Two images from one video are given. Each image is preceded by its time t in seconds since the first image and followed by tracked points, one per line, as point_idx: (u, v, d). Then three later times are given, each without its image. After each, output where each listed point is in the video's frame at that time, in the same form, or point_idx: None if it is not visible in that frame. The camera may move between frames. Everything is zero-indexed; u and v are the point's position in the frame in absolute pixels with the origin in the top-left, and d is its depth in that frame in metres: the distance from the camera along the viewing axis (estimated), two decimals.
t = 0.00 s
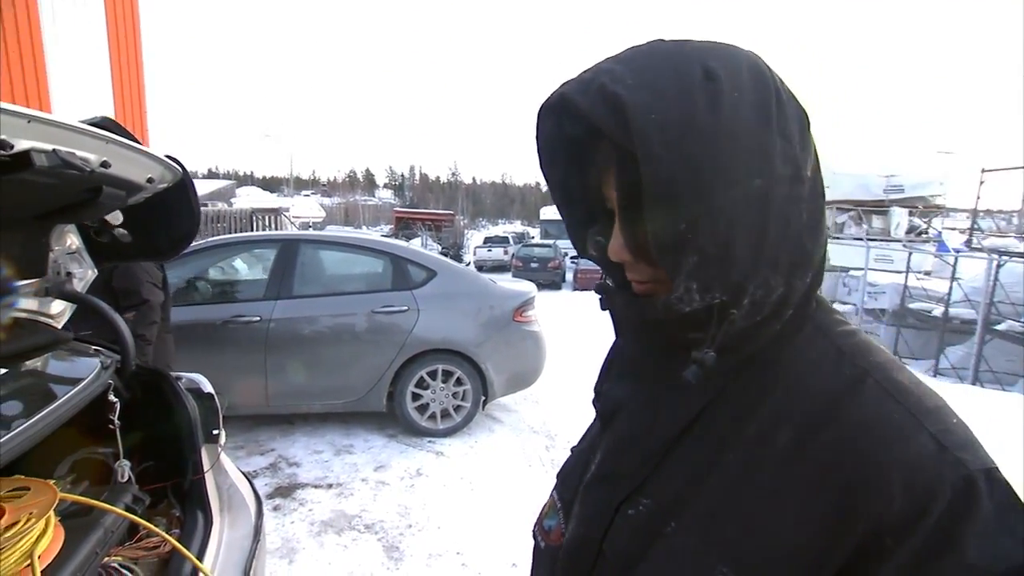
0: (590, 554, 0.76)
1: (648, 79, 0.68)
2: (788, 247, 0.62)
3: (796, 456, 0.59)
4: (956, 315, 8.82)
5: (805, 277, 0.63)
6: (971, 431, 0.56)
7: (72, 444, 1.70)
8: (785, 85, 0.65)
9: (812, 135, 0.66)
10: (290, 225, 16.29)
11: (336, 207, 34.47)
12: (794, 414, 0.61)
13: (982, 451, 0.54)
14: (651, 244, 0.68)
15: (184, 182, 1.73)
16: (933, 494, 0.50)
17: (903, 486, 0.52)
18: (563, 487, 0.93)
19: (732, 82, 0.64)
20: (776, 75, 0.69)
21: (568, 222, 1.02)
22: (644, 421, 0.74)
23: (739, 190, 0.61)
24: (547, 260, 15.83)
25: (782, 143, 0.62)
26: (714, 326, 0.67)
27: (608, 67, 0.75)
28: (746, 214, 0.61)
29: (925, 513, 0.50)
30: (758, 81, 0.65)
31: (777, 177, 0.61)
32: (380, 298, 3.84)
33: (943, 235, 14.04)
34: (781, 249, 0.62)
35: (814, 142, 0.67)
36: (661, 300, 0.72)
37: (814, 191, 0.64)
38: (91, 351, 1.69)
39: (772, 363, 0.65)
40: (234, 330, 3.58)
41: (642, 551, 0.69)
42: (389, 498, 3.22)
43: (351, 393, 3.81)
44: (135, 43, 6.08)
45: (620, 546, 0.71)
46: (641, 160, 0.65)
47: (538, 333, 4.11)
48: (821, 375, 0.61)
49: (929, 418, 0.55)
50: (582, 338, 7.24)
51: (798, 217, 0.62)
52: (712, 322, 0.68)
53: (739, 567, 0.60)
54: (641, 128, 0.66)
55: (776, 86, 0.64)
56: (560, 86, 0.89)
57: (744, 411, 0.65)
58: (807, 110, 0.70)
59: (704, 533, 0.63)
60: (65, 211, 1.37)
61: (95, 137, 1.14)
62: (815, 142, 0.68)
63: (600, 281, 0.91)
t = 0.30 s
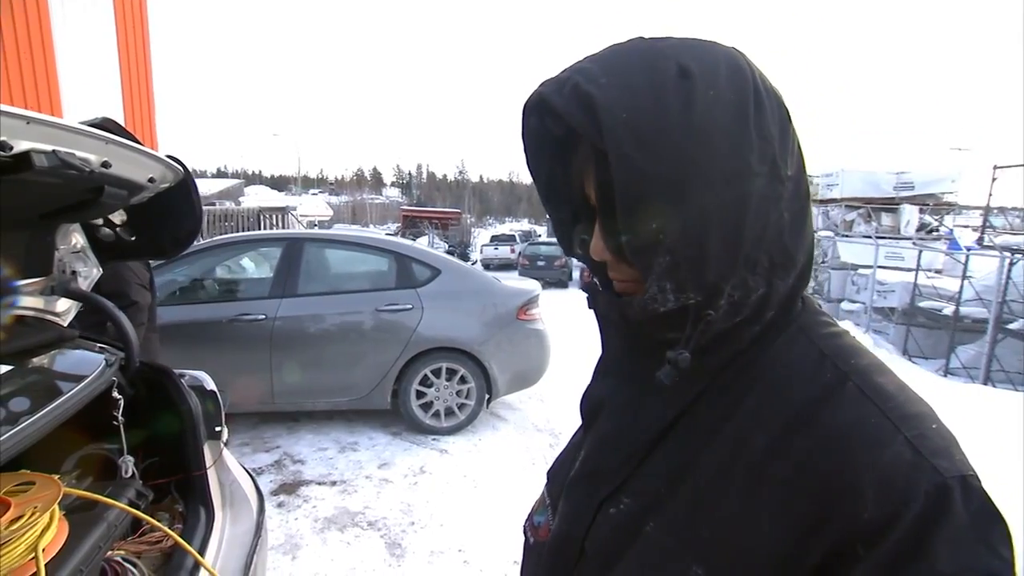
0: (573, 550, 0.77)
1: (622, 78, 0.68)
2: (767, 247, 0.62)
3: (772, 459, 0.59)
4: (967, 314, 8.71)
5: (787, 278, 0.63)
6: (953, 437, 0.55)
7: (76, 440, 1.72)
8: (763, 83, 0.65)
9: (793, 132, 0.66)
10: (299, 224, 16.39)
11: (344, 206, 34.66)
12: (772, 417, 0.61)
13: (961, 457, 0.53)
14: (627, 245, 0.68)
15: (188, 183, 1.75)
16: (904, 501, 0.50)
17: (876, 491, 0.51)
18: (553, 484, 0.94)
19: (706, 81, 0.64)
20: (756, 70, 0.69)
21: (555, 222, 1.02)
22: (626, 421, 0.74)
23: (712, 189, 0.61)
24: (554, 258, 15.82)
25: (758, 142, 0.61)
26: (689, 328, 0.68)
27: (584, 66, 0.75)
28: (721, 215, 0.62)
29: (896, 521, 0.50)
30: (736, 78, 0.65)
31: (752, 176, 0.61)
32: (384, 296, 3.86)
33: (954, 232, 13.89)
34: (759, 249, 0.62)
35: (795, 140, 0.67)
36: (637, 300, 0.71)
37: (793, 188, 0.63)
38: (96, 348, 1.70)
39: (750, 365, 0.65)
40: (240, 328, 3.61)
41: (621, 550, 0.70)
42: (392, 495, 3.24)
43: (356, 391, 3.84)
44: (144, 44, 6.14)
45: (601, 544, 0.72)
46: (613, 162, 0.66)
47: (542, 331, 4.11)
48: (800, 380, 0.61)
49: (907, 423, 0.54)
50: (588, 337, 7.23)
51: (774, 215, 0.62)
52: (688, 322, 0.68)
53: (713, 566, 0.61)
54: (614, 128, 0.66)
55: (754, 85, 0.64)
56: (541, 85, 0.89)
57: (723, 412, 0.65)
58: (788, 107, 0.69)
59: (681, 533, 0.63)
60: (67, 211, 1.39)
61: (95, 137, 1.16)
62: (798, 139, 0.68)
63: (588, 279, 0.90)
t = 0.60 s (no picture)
0: (566, 546, 0.77)
1: (609, 76, 0.69)
2: (757, 244, 0.62)
3: (761, 455, 0.59)
4: (971, 312, 8.68)
5: (777, 275, 0.64)
6: (942, 434, 0.55)
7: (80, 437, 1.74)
8: (751, 80, 0.65)
9: (783, 130, 0.66)
10: (301, 223, 16.43)
11: (347, 204, 34.68)
12: (761, 413, 0.61)
13: (948, 454, 0.53)
14: (616, 242, 0.69)
15: (190, 182, 1.76)
16: (889, 498, 0.51)
17: (862, 487, 0.52)
18: (547, 481, 0.95)
19: (693, 79, 0.64)
20: (746, 67, 0.69)
21: (547, 219, 1.03)
22: (618, 418, 0.75)
23: (700, 186, 0.62)
24: (556, 257, 15.81)
25: (746, 139, 0.62)
26: (677, 325, 0.68)
27: (572, 64, 0.76)
28: (708, 212, 0.62)
29: (881, 517, 0.50)
30: (723, 76, 0.65)
31: (740, 173, 0.61)
32: (386, 294, 3.87)
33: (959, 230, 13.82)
34: (748, 245, 0.62)
35: (785, 137, 0.67)
36: (626, 297, 0.72)
37: (781, 184, 0.63)
38: (99, 346, 1.71)
39: (740, 363, 0.65)
40: (242, 327, 3.63)
41: (613, 546, 0.71)
42: (394, 493, 3.25)
43: (358, 388, 3.85)
44: (147, 43, 6.16)
45: (593, 539, 0.72)
46: (600, 159, 0.66)
47: (543, 329, 4.12)
48: (789, 377, 0.61)
49: (895, 420, 0.55)
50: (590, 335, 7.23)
51: (762, 212, 0.62)
52: (677, 319, 0.69)
53: (702, 562, 0.61)
54: (599, 126, 0.66)
55: (742, 83, 0.64)
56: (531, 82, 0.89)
57: (713, 409, 0.65)
58: (777, 104, 0.70)
59: (671, 529, 0.64)
60: (69, 210, 1.40)
61: (95, 136, 1.16)
62: (787, 136, 0.68)
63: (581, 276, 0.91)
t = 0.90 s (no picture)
0: (571, 543, 0.77)
1: (614, 72, 0.68)
2: (762, 240, 0.62)
3: (766, 449, 0.60)
4: (965, 308, 8.75)
5: (782, 269, 0.64)
6: (946, 428, 0.55)
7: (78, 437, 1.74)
8: (756, 75, 0.65)
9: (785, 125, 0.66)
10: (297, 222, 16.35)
11: (343, 203, 34.59)
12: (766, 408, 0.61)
13: (953, 446, 0.53)
14: (621, 239, 0.68)
15: (186, 181, 1.75)
16: (896, 492, 0.51)
17: (868, 481, 0.52)
18: (551, 479, 0.95)
19: (697, 74, 0.64)
20: (750, 62, 0.69)
21: (549, 216, 1.03)
22: (623, 415, 0.75)
23: (705, 182, 0.62)
24: (553, 255, 15.82)
25: (751, 133, 0.62)
26: (683, 321, 0.68)
27: (576, 60, 0.76)
28: (713, 206, 0.62)
29: (887, 512, 0.51)
30: (727, 71, 0.65)
31: (746, 169, 0.61)
32: (383, 293, 3.86)
33: (953, 227, 13.91)
34: (753, 240, 0.62)
35: (788, 133, 0.67)
36: (630, 293, 0.72)
37: (785, 180, 0.63)
38: (97, 346, 1.70)
39: (744, 358, 0.65)
40: (239, 326, 3.62)
41: (618, 543, 0.71)
42: (393, 492, 3.25)
43: (355, 387, 3.84)
44: (140, 42, 6.12)
45: (598, 536, 0.73)
46: (605, 155, 0.66)
47: (541, 327, 4.12)
48: (793, 372, 0.61)
49: (900, 413, 0.55)
50: (587, 333, 7.24)
51: (767, 210, 0.62)
52: (683, 314, 0.69)
53: (709, 557, 0.61)
54: (605, 121, 0.66)
55: (746, 79, 0.64)
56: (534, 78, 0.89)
57: (718, 404, 0.65)
58: (780, 100, 0.69)
59: (675, 524, 0.64)
60: (67, 209, 1.39)
61: (91, 134, 1.15)
62: (790, 131, 0.68)
63: (583, 274, 0.91)
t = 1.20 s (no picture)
0: (581, 544, 0.77)
1: (623, 73, 0.68)
2: (772, 241, 0.62)
3: (780, 449, 0.59)
4: (956, 306, 8.84)
5: (792, 270, 0.63)
6: (960, 428, 0.55)
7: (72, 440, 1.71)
8: (765, 74, 0.64)
9: (795, 124, 0.66)
10: (291, 223, 16.26)
11: (337, 203, 34.47)
12: (779, 409, 0.61)
13: (969, 446, 0.53)
14: (631, 241, 0.68)
15: (183, 180, 1.73)
16: (912, 492, 0.51)
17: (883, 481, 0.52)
18: (559, 479, 0.94)
19: (707, 75, 0.64)
20: (759, 60, 0.69)
21: (556, 217, 1.02)
22: (634, 415, 0.74)
23: (717, 183, 0.61)
24: (548, 255, 15.84)
25: (761, 134, 0.61)
26: (695, 322, 0.68)
27: (583, 61, 0.75)
28: (724, 207, 0.61)
29: (904, 512, 0.50)
30: (735, 71, 0.65)
31: (757, 170, 0.61)
32: (379, 293, 3.84)
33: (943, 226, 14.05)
34: (763, 240, 0.62)
35: (798, 132, 0.67)
36: (642, 295, 0.71)
37: (796, 180, 0.63)
38: (91, 348, 1.68)
39: (756, 359, 0.65)
40: (234, 327, 3.59)
41: (629, 544, 0.70)
42: (390, 493, 3.23)
43: (352, 388, 3.82)
44: (132, 41, 6.07)
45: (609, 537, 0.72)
46: (616, 158, 0.66)
47: (537, 327, 4.11)
48: (806, 373, 0.61)
49: (915, 413, 0.55)
50: (583, 332, 7.25)
51: (778, 210, 0.62)
52: (694, 315, 0.69)
53: (722, 559, 0.61)
54: (614, 123, 0.65)
55: (755, 78, 0.64)
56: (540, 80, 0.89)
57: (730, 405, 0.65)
58: (790, 99, 0.69)
59: (686, 525, 0.64)
60: (62, 209, 1.37)
61: (89, 133, 1.13)
62: (799, 129, 0.67)
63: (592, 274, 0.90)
